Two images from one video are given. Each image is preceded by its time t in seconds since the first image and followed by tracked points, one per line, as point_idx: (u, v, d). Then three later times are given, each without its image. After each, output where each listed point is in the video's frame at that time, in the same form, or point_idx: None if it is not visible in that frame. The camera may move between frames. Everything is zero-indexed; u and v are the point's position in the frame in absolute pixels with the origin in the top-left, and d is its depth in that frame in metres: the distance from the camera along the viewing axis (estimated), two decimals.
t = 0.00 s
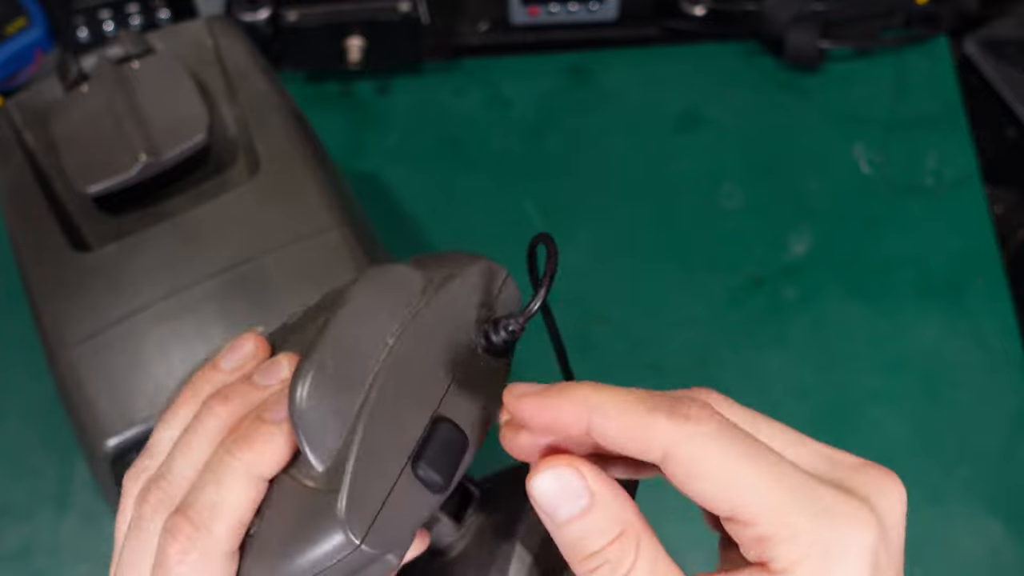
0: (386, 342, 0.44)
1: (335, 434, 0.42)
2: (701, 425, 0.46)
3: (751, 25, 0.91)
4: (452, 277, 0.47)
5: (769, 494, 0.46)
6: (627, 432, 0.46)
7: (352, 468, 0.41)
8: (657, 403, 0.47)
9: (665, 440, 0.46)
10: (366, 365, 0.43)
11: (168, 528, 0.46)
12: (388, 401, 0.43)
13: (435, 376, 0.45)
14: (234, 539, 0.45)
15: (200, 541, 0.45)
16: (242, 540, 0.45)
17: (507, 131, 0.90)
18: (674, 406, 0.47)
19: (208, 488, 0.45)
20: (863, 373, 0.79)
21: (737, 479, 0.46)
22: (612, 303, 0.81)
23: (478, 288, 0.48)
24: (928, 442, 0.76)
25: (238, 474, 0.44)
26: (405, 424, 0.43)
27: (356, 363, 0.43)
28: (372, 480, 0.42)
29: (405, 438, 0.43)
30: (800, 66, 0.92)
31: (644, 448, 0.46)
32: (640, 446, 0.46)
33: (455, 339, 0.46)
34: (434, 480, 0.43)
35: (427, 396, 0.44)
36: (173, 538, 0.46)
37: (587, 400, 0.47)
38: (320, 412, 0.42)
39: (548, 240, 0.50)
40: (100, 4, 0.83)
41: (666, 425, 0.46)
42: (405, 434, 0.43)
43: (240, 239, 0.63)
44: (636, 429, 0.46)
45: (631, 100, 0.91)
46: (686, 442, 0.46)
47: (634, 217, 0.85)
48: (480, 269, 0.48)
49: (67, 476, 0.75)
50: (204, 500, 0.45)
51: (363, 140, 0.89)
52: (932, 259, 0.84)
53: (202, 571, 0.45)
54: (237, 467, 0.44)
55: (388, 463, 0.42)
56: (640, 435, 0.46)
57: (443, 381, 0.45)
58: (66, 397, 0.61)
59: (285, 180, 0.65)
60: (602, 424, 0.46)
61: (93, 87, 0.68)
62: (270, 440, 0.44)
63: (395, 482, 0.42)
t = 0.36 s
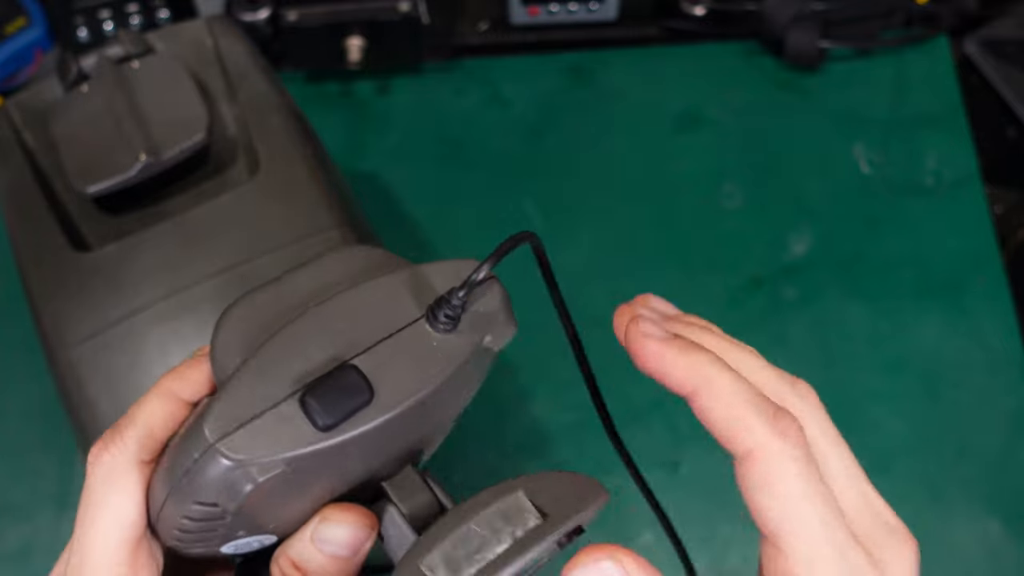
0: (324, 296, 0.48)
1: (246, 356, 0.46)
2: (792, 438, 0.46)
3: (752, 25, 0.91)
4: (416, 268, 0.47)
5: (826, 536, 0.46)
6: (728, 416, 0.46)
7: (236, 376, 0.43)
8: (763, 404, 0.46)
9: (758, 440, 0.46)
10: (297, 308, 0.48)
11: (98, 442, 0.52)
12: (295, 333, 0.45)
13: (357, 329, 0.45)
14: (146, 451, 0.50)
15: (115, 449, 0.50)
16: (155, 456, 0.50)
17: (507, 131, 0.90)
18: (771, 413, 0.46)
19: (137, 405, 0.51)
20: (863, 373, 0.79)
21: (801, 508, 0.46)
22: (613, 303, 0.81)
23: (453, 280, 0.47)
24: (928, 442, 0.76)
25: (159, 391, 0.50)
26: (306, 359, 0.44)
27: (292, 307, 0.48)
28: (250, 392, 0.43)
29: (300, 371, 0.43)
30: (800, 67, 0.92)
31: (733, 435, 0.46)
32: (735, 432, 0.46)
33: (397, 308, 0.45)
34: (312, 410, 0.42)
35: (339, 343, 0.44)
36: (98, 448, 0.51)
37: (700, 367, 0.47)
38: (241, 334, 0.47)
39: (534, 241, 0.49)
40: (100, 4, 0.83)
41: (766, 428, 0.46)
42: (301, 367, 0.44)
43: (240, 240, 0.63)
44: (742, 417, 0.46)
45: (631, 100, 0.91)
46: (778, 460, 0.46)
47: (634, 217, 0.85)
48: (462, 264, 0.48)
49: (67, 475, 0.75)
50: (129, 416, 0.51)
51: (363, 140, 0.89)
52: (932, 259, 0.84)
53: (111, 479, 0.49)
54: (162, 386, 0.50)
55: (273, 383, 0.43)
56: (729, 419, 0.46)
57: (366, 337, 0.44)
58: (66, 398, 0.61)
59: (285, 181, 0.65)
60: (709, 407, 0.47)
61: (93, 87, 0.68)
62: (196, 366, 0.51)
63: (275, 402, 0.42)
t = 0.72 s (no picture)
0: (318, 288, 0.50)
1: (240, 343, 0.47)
2: (627, 501, 0.54)
3: (752, 25, 0.91)
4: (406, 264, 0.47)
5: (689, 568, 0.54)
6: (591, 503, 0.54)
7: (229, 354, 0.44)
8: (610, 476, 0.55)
9: (600, 512, 0.54)
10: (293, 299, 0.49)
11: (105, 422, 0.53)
12: (287, 317, 0.45)
13: (348, 314, 0.45)
14: (148, 430, 0.50)
15: (118, 428, 0.51)
16: (156, 436, 0.50)
17: (506, 131, 0.89)
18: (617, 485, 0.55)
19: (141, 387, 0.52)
20: (863, 373, 0.79)
21: (658, 551, 0.54)
22: (613, 303, 0.81)
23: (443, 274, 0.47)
24: (928, 441, 0.76)
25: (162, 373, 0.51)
26: (296, 341, 0.44)
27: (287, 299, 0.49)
28: (242, 368, 0.43)
29: (291, 351, 0.44)
30: (800, 66, 0.92)
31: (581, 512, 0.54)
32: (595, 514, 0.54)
33: (389, 296, 0.45)
34: (301, 386, 0.42)
35: (330, 326, 0.45)
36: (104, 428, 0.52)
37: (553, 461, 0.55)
38: (238, 324, 0.48)
39: (514, 245, 0.49)
40: (100, 4, 0.83)
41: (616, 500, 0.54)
42: (293, 348, 0.44)
43: (241, 239, 0.63)
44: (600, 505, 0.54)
45: (631, 99, 0.91)
46: (624, 512, 0.54)
47: (634, 217, 0.85)
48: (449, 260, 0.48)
49: (66, 475, 0.75)
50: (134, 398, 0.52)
51: (363, 140, 0.89)
52: (932, 259, 0.83)
53: (112, 456, 0.50)
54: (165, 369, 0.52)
55: (265, 362, 0.43)
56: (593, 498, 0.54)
57: (356, 322, 0.45)
58: (66, 398, 0.61)
59: (285, 180, 0.65)
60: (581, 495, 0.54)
61: (93, 87, 0.68)
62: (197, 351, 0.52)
63: (266, 378, 0.43)
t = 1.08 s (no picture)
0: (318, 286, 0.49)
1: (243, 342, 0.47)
2: (626, 494, 0.54)
3: (752, 25, 0.92)
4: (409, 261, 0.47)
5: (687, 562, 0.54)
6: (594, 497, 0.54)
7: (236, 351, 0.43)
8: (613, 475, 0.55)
9: (607, 504, 0.54)
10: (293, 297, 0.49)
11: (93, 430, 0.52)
12: (292, 313, 0.45)
13: (353, 310, 0.45)
14: (138, 436, 0.50)
15: (107, 433, 0.50)
16: (146, 440, 0.50)
17: (506, 131, 0.89)
18: (619, 480, 0.55)
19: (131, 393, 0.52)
20: (863, 373, 0.79)
21: (662, 543, 0.54)
22: (613, 303, 0.81)
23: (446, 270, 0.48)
24: (928, 442, 0.76)
25: (154, 378, 0.52)
26: (303, 336, 0.44)
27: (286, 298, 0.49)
28: (251, 364, 0.43)
29: (300, 346, 0.44)
30: (800, 66, 0.92)
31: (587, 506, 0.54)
32: (601, 508, 0.54)
33: (392, 292, 0.46)
34: (312, 378, 0.42)
35: (337, 321, 0.45)
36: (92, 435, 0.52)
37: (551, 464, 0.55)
38: (237, 322, 0.48)
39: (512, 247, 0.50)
40: (100, 4, 0.83)
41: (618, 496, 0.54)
42: (301, 343, 0.44)
43: (241, 240, 0.63)
44: (604, 498, 0.54)
45: (631, 99, 0.91)
46: (626, 505, 0.54)
47: (634, 217, 0.85)
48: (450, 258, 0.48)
49: (66, 475, 0.75)
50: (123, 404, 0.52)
51: (363, 140, 0.89)
52: (932, 259, 0.83)
53: (101, 462, 0.49)
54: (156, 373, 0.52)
55: (274, 357, 0.43)
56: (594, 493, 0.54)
57: (362, 316, 0.45)
58: (67, 399, 0.61)
59: (285, 180, 0.65)
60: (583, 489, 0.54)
61: (93, 86, 0.68)
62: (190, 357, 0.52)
63: (276, 373, 0.42)
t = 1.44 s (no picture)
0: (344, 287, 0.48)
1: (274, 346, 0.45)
2: (625, 495, 0.54)
3: (752, 25, 0.92)
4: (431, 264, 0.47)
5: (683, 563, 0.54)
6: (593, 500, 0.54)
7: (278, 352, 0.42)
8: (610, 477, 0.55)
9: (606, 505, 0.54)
10: (319, 297, 0.47)
11: (82, 426, 0.51)
12: (329, 314, 0.44)
13: (386, 312, 0.45)
14: (137, 447, 0.50)
15: (103, 440, 0.50)
16: (145, 452, 0.50)
17: (507, 131, 0.89)
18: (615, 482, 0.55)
19: (130, 397, 0.51)
20: (863, 373, 0.79)
21: (661, 543, 0.54)
22: (613, 304, 0.81)
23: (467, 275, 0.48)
24: (928, 442, 0.76)
25: (158, 387, 0.50)
26: (344, 338, 0.43)
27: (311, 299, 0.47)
28: (298, 364, 0.42)
29: (343, 347, 0.43)
30: (801, 66, 0.92)
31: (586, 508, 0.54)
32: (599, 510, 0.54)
33: (420, 294, 0.46)
34: (363, 379, 0.42)
35: (376, 321, 0.44)
36: (82, 435, 0.51)
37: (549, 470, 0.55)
38: (265, 325, 0.46)
39: (520, 257, 0.50)
40: (100, 4, 0.83)
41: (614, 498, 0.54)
42: (344, 343, 0.43)
43: (241, 239, 0.63)
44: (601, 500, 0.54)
45: (631, 100, 0.91)
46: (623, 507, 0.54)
47: (634, 217, 0.85)
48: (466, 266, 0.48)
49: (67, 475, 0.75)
50: (121, 407, 0.51)
51: (363, 140, 0.89)
52: (932, 259, 0.83)
53: (99, 471, 0.49)
54: (161, 382, 0.50)
55: (319, 358, 0.42)
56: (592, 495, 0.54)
57: (397, 316, 0.45)
58: (67, 399, 0.61)
59: (285, 179, 0.65)
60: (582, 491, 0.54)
61: (93, 86, 0.68)
62: (201, 371, 0.51)
63: (324, 373, 0.42)
